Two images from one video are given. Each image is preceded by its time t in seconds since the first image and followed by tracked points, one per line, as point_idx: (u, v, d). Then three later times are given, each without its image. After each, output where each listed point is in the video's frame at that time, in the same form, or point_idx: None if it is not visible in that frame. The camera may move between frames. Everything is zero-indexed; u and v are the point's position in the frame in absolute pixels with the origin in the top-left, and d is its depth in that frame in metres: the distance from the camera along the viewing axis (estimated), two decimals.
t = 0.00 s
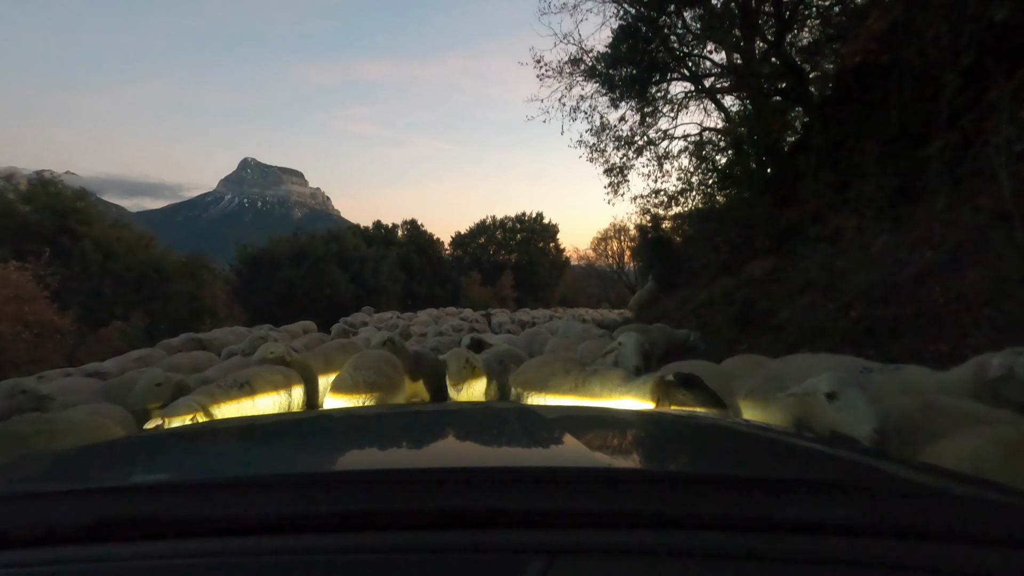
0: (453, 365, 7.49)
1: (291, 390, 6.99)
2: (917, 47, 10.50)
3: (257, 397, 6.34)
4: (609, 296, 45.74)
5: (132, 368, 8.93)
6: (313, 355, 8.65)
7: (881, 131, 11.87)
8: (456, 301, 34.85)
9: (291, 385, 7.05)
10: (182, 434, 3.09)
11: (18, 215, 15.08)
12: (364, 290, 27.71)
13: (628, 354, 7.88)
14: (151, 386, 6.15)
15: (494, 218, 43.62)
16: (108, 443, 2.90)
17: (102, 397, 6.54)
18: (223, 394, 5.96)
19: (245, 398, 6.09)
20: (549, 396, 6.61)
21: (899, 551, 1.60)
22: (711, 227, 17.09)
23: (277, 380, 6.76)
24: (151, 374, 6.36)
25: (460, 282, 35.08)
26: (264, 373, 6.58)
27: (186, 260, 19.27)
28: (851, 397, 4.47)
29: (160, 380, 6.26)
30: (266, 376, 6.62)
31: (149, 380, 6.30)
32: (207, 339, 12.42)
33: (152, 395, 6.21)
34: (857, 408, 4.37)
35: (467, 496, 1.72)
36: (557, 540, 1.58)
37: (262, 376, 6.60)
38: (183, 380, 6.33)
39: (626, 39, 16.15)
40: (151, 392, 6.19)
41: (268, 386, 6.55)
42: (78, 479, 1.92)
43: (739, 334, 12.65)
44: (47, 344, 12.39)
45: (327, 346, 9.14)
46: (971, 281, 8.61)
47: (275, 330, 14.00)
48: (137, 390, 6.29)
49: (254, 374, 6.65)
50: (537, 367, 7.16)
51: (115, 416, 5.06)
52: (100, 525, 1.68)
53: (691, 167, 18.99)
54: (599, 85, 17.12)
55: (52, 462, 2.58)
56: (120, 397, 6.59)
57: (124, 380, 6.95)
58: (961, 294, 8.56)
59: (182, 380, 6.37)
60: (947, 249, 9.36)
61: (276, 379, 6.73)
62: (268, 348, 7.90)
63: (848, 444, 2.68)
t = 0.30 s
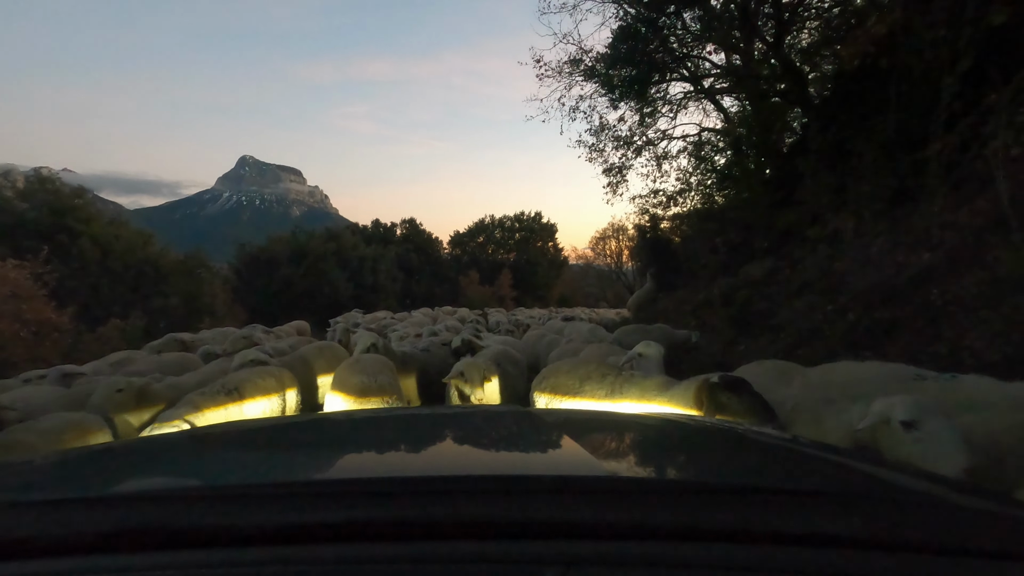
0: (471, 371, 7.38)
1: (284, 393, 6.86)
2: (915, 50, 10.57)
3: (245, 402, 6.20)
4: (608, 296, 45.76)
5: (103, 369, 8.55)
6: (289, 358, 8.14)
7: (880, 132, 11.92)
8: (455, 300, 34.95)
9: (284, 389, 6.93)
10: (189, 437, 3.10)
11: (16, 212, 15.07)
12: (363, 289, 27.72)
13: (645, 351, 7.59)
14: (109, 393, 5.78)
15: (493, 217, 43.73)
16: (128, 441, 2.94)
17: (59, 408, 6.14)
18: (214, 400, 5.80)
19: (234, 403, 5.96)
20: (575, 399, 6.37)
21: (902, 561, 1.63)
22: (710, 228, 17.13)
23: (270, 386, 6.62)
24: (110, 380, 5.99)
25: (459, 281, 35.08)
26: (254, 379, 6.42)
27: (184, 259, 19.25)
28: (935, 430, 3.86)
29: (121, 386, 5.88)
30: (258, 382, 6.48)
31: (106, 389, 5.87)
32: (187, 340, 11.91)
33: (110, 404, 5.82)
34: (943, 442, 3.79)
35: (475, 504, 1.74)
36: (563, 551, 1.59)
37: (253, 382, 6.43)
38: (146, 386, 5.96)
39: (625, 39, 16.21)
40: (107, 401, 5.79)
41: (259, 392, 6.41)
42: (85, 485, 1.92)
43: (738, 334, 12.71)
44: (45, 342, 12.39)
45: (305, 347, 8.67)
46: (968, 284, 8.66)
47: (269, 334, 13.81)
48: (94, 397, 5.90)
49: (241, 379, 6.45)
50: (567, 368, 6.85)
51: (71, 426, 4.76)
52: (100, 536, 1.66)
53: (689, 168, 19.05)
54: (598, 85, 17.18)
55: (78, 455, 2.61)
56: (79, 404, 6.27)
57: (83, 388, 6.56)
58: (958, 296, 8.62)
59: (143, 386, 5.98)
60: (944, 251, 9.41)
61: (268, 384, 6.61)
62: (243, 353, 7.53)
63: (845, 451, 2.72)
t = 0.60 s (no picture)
0: (495, 375, 7.10)
1: (266, 395, 6.80)
2: (909, 54, 10.65)
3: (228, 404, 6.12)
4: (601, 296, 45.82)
5: (66, 370, 8.22)
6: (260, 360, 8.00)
7: (873, 135, 11.99)
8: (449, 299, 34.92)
9: (266, 390, 6.88)
10: (182, 437, 3.05)
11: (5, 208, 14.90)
12: (356, 287, 27.62)
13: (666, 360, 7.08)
14: (64, 402, 5.54)
15: (487, 216, 43.67)
16: (118, 439, 2.90)
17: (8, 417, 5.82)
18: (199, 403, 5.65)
19: (217, 405, 5.88)
20: (595, 405, 6.28)
21: (893, 568, 1.62)
22: (704, 229, 17.20)
23: (251, 387, 6.56)
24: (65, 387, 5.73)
25: (453, 280, 35.01)
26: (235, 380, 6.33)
27: (175, 256, 19.10)
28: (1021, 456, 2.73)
29: (77, 396, 5.63)
30: (239, 384, 6.38)
31: (60, 397, 5.61)
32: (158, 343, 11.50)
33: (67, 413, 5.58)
34: None
35: (465, 509, 1.72)
36: (553, 553, 1.58)
37: (232, 383, 6.34)
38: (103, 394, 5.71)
39: (621, 40, 16.25)
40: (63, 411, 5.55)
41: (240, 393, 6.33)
42: (67, 490, 1.89)
43: (730, 335, 12.77)
44: (33, 338, 12.26)
45: (277, 349, 8.57)
46: (959, 287, 8.72)
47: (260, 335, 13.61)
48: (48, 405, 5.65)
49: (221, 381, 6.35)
50: (586, 377, 6.93)
51: (28, 433, 4.64)
52: (83, 541, 1.63)
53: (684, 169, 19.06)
54: (593, 85, 17.21)
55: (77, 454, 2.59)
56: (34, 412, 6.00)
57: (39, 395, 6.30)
58: (949, 299, 8.68)
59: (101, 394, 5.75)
60: (936, 254, 9.47)
61: (248, 386, 6.52)
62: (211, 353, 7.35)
63: (838, 451, 2.71)
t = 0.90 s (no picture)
0: (510, 373, 7.22)
1: (238, 395, 6.71)
2: (892, 58, 10.86)
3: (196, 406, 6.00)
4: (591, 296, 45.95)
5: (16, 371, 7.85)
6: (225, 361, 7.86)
7: (858, 137, 12.19)
8: (438, 297, 34.87)
9: (239, 391, 6.79)
10: (176, 430, 3.08)
11: None
12: (344, 285, 27.51)
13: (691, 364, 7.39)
14: (19, 398, 5.42)
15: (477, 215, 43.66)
16: (109, 433, 2.90)
17: None
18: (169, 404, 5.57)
19: (183, 407, 5.78)
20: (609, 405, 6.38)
21: (871, 544, 1.65)
22: (692, 229, 17.35)
23: (223, 388, 6.48)
24: (21, 385, 5.61)
25: (443, 279, 34.97)
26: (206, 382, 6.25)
27: (161, 253, 18.92)
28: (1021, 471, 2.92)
29: (33, 393, 5.53)
30: (208, 384, 6.29)
31: (15, 392, 5.48)
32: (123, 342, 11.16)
33: (20, 410, 5.44)
34: None
35: (454, 495, 1.74)
36: (532, 532, 1.62)
37: (202, 385, 6.24)
38: (60, 396, 5.58)
39: (611, 41, 16.35)
40: (17, 407, 5.43)
41: (210, 394, 6.24)
42: (53, 479, 1.89)
43: (718, 334, 12.91)
44: (17, 337, 12.09)
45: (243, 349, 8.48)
46: (939, 286, 8.89)
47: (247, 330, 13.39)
48: None
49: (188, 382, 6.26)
50: (604, 373, 6.97)
51: None
52: (80, 525, 1.65)
53: (673, 169, 19.16)
54: (583, 85, 17.31)
55: (39, 449, 2.52)
56: None
57: None
58: (930, 298, 8.85)
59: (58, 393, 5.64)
60: (918, 254, 9.65)
61: (219, 387, 6.44)
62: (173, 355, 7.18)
63: (825, 444, 2.79)
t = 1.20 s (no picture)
0: (527, 372, 7.39)
1: (193, 399, 6.61)
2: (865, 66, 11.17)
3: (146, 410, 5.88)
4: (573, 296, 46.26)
5: None
6: (179, 361, 7.78)
7: (832, 142, 12.49)
8: (421, 296, 34.87)
9: (193, 396, 6.69)
10: (161, 423, 3.07)
11: None
12: (325, 284, 27.37)
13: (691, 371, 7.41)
14: None
15: (461, 215, 43.71)
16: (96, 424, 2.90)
17: None
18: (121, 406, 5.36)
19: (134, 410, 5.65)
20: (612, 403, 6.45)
21: (864, 523, 1.53)
22: (672, 230, 17.60)
23: (177, 393, 6.37)
24: None
25: (425, 278, 34.97)
26: (157, 386, 6.04)
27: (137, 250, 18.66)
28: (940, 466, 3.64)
29: None
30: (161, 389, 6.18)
31: None
32: (75, 343, 10.71)
33: None
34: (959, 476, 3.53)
35: (428, 479, 1.64)
36: (492, 512, 1.52)
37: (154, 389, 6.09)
38: None
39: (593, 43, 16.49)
40: None
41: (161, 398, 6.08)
42: None
43: (697, 334, 13.13)
44: None
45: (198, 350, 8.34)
46: (907, 288, 9.17)
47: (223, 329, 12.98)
48: None
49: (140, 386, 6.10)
50: (611, 371, 7.03)
51: None
52: (37, 507, 1.60)
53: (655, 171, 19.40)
54: (566, 86, 17.45)
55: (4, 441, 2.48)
56: None
57: None
58: (899, 300, 9.12)
59: None
60: (888, 257, 9.93)
61: (173, 391, 6.32)
62: (127, 353, 7.15)
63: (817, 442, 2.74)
